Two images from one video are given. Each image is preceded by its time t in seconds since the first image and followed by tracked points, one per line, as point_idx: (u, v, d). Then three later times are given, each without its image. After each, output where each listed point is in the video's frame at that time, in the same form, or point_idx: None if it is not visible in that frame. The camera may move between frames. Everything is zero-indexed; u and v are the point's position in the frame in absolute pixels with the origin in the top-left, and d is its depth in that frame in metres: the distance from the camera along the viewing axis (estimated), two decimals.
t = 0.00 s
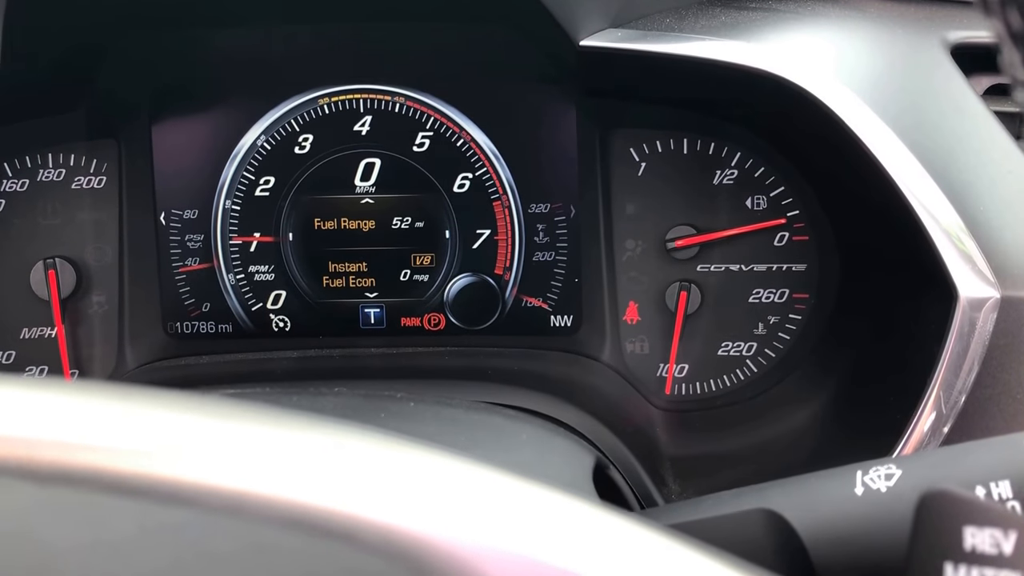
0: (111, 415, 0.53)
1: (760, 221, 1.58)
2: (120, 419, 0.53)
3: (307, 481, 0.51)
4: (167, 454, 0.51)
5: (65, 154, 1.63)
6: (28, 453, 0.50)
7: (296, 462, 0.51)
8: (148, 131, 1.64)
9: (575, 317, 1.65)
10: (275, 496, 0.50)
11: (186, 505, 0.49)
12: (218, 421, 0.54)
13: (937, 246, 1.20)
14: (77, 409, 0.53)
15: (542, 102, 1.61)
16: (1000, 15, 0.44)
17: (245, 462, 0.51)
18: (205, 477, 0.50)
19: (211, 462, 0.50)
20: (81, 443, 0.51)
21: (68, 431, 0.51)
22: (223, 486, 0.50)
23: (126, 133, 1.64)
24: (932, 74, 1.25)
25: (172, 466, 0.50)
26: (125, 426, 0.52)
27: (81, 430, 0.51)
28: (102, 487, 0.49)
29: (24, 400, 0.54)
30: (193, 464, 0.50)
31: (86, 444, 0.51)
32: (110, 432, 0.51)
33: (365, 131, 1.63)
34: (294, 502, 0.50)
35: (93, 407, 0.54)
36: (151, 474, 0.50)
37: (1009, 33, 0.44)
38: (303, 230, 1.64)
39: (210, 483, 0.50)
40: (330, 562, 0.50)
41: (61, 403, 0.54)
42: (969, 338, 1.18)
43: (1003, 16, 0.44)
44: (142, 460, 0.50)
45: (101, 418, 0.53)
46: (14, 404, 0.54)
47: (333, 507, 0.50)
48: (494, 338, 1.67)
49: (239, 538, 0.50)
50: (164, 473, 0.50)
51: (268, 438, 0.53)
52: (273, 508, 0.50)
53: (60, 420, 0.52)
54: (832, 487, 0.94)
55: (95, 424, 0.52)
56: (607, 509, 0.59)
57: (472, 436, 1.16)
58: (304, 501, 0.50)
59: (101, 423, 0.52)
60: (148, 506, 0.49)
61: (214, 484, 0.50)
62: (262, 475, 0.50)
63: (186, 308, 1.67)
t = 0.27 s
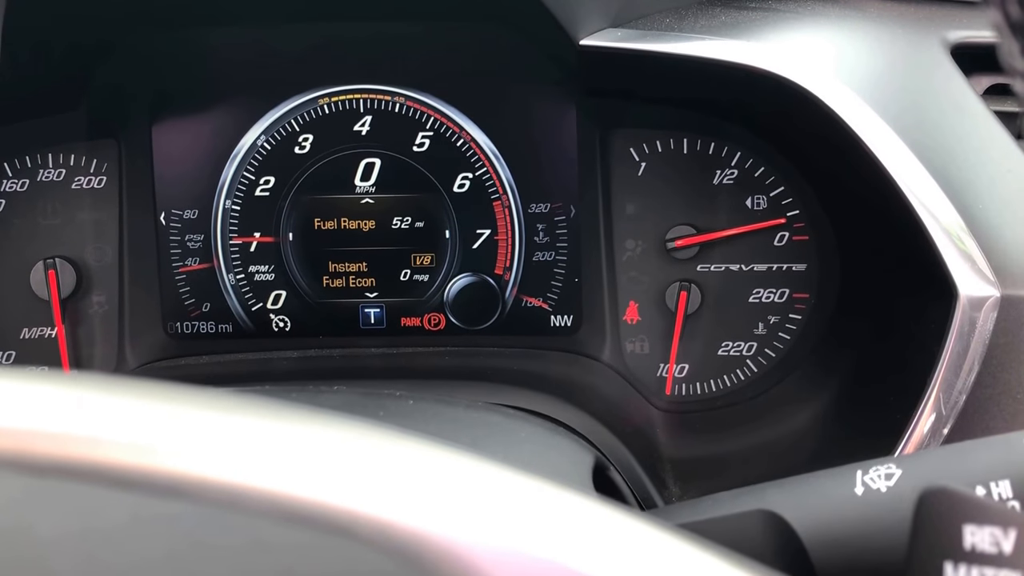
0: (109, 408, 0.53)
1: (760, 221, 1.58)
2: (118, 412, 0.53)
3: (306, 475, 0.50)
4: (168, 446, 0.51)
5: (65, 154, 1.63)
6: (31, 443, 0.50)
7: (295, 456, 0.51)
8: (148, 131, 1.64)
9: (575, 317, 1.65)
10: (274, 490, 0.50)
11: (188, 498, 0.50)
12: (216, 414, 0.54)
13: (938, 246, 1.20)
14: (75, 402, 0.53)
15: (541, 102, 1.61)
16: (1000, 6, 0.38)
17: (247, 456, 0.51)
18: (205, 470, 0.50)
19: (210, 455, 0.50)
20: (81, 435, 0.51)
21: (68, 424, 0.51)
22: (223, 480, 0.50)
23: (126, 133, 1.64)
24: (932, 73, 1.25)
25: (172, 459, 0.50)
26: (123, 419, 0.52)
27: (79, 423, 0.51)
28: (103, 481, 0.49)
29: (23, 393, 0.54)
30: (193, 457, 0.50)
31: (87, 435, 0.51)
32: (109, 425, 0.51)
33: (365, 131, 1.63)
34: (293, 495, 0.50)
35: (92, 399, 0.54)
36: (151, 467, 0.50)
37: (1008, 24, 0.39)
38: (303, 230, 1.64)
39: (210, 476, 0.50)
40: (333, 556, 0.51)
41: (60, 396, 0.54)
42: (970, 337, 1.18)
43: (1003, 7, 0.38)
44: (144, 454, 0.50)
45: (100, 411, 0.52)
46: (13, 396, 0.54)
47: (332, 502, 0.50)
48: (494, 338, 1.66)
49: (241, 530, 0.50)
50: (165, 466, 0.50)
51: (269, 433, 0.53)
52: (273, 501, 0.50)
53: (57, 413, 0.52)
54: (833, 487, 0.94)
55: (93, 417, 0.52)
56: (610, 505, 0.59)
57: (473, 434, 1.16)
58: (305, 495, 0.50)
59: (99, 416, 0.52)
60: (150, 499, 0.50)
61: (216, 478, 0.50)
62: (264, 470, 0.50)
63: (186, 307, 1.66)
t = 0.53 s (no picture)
0: (109, 420, 0.53)
1: (762, 221, 1.58)
2: (117, 425, 0.53)
3: (305, 487, 0.50)
4: (165, 459, 0.51)
5: (67, 155, 1.63)
6: (27, 459, 0.50)
7: (294, 466, 0.51)
8: (150, 131, 1.64)
9: (576, 317, 1.65)
10: (272, 502, 0.50)
11: (186, 510, 0.50)
12: (216, 425, 0.54)
13: (941, 247, 1.19)
14: (74, 415, 0.53)
15: (543, 102, 1.61)
16: None
17: (245, 467, 0.51)
18: (204, 482, 0.50)
19: (209, 467, 0.50)
20: (78, 449, 0.51)
21: (65, 438, 0.51)
22: (222, 492, 0.50)
23: (127, 133, 1.64)
24: (935, 74, 1.25)
25: (171, 471, 0.50)
26: (122, 432, 0.52)
27: (78, 436, 0.51)
28: (101, 493, 0.49)
29: (21, 407, 0.54)
30: (191, 470, 0.50)
31: (83, 449, 0.51)
32: (109, 438, 0.51)
33: (366, 131, 1.63)
34: (291, 507, 0.50)
35: (91, 412, 0.54)
36: (150, 480, 0.50)
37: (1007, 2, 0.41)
38: (304, 230, 1.64)
39: (208, 489, 0.50)
40: (327, 564, 0.50)
41: (59, 409, 0.54)
42: (972, 339, 1.18)
43: None
44: (141, 466, 0.50)
45: (100, 424, 0.53)
46: (11, 410, 0.54)
47: (332, 512, 0.50)
48: (496, 338, 1.66)
49: (239, 541, 0.50)
50: (163, 479, 0.50)
51: (267, 443, 0.53)
52: (271, 512, 0.49)
53: (57, 426, 0.52)
54: (835, 488, 0.94)
55: (92, 430, 0.52)
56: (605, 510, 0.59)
57: (475, 436, 1.16)
58: (302, 505, 0.50)
59: (99, 429, 0.52)
60: (148, 512, 0.50)
61: (213, 489, 0.50)
62: (261, 480, 0.50)
63: (187, 308, 1.67)
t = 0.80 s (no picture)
0: (112, 421, 0.53)
1: (764, 221, 1.57)
2: (122, 424, 0.53)
3: (309, 487, 0.50)
4: (167, 458, 0.51)
5: (69, 155, 1.63)
6: (27, 457, 0.50)
7: (296, 466, 0.51)
8: (151, 132, 1.64)
9: (579, 317, 1.65)
10: (273, 500, 0.50)
11: (189, 510, 0.49)
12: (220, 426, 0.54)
13: (942, 247, 1.19)
14: (78, 416, 0.53)
15: (545, 102, 1.61)
16: None
17: (245, 467, 0.51)
18: (206, 483, 0.50)
19: (211, 466, 0.50)
20: (80, 448, 0.51)
21: (68, 437, 0.51)
22: (224, 491, 0.49)
23: (129, 134, 1.64)
24: (937, 74, 1.25)
25: (174, 471, 0.50)
26: (126, 432, 0.52)
27: (81, 436, 0.51)
28: (100, 491, 0.49)
29: (24, 408, 0.54)
30: (194, 469, 0.50)
31: (85, 449, 0.51)
32: (112, 438, 0.51)
33: (368, 132, 1.63)
34: (294, 507, 0.49)
35: (94, 412, 0.54)
36: (153, 480, 0.50)
37: None
38: (306, 231, 1.64)
39: (211, 489, 0.49)
40: (325, 565, 0.50)
41: (61, 410, 0.54)
42: (975, 339, 1.18)
43: None
44: (142, 466, 0.50)
45: (103, 424, 0.53)
46: (13, 411, 0.54)
47: (334, 513, 0.50)
48: (498, 338, 1.66)
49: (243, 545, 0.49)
50: (166, 479, 0.50)
51: (269, 443, 0.53)
52: (274, 513, 0.49)
53: (61, 426, 0.52)
54: (838, 488, 0.94)
55: (95, 429, 0.52)
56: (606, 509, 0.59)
57: (477, 436, 1.16)
58: (302, 505, 0.50)
59: (102, 429, 0.52)
60: (149, 512, 0.49)
61: (213, 489, 0.49)
62: (262, 480, 0.50)
63: (189, 308, 1.67)
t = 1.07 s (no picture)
0: (116, 418, 0.53)
1: (767, 221, 1.57)
2: (125, 422, 0.53)
3: (312, 484, 0.50)
4: (170, 456, 0.51)
5: (72, 156, 1.63)
6: (32, 455, 0.50)
7: (298, 463, 0.51)
8: (155, 132, 1.64)
9: (582, 318, 1.65)
10: (276, 499, 0.49)
11: (191, 508, 0.49)
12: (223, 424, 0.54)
13: (945, 246, 1.19)
14: (81, 413, 0.53)
15: (548, 103, 1.61)
16: None
17: (247, 465, 0.51)
18: (209, 481, 0.50)
19: (214, 463, 0.50)
20: (83, 446, 0.51)
21: (71, 435, 0.51)
22: (226, 489, 0.49)
23: (132, 134, 1.64)
24: (940, 74, 1.24)
25: (178, 468, 0.50)
26: (129, 429, 0.52)
27: (85, 434, 0.51)
28: (103, 490, 0.49)
29: (27, 405, 0.54)
30: (196, 467, 0.50)
31: (88, 446, 0.51)
32: (116, 435, 0.51)
33: (371, 132, 1.63)
34: (297, 505, 0.49)
35: (98, 409, 0.54)
36: (156, 478, 0.50)
37: None
38: (309, 232, 1.64)
39: (213, 487, 0.49)
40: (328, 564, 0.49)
41: (65, 407, 0.54)
42: (978, 338, 1.17)
43: None
44: (144, 463, 0.50)
45: (107, 421, 0.53)
46: (16, 408, 0.53)
47: (336, 511, 0.50)
48: (501, 339, 1.66)
49: (245, 543, 0.49)
50: (170, 476, 0.50)
51: (271, 440, 0.53)
52: (277, 512, 0.49)
53: (64, 424, 0.52)
54: (841, 488, 0.94)
55: (98, 427, 0.52)
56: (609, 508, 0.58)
57: (479, 436, 1.16)
58: (303, 503, 0.49)
59: (105, 426, 0.52)
60: (151, 509, 0.49)
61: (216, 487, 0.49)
62: (263, 478, 0.50)
63: (192, 309, 1.67)
